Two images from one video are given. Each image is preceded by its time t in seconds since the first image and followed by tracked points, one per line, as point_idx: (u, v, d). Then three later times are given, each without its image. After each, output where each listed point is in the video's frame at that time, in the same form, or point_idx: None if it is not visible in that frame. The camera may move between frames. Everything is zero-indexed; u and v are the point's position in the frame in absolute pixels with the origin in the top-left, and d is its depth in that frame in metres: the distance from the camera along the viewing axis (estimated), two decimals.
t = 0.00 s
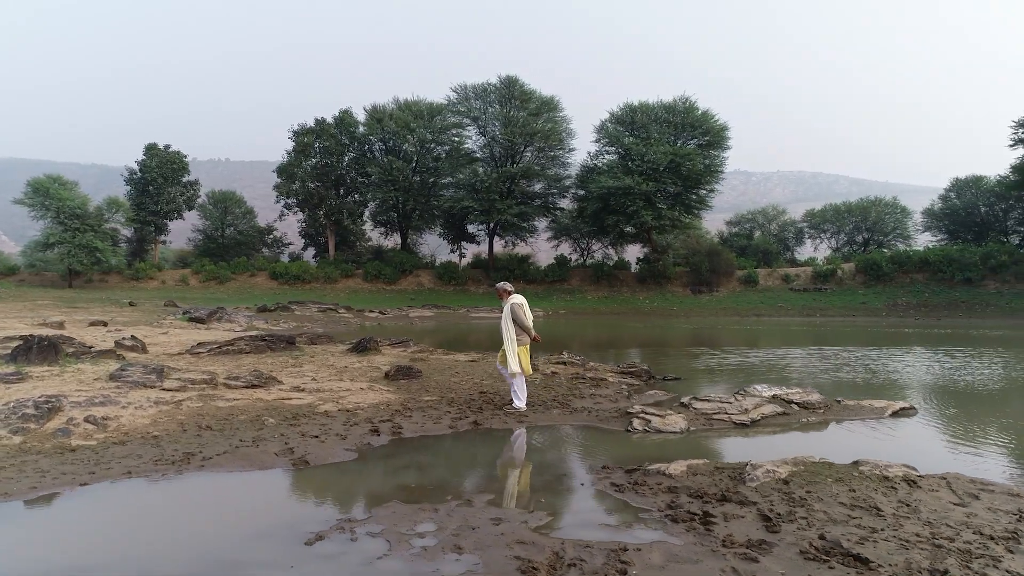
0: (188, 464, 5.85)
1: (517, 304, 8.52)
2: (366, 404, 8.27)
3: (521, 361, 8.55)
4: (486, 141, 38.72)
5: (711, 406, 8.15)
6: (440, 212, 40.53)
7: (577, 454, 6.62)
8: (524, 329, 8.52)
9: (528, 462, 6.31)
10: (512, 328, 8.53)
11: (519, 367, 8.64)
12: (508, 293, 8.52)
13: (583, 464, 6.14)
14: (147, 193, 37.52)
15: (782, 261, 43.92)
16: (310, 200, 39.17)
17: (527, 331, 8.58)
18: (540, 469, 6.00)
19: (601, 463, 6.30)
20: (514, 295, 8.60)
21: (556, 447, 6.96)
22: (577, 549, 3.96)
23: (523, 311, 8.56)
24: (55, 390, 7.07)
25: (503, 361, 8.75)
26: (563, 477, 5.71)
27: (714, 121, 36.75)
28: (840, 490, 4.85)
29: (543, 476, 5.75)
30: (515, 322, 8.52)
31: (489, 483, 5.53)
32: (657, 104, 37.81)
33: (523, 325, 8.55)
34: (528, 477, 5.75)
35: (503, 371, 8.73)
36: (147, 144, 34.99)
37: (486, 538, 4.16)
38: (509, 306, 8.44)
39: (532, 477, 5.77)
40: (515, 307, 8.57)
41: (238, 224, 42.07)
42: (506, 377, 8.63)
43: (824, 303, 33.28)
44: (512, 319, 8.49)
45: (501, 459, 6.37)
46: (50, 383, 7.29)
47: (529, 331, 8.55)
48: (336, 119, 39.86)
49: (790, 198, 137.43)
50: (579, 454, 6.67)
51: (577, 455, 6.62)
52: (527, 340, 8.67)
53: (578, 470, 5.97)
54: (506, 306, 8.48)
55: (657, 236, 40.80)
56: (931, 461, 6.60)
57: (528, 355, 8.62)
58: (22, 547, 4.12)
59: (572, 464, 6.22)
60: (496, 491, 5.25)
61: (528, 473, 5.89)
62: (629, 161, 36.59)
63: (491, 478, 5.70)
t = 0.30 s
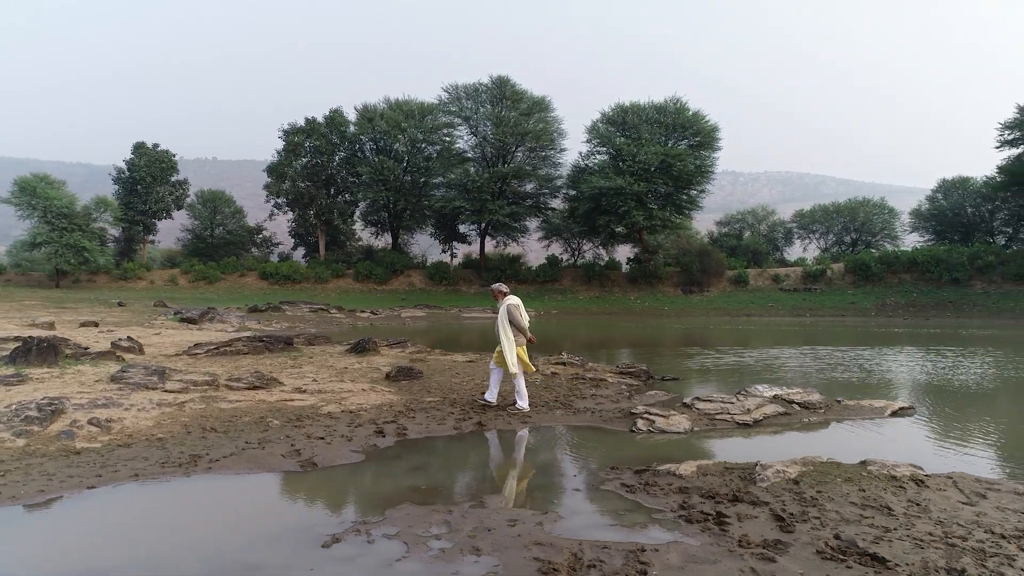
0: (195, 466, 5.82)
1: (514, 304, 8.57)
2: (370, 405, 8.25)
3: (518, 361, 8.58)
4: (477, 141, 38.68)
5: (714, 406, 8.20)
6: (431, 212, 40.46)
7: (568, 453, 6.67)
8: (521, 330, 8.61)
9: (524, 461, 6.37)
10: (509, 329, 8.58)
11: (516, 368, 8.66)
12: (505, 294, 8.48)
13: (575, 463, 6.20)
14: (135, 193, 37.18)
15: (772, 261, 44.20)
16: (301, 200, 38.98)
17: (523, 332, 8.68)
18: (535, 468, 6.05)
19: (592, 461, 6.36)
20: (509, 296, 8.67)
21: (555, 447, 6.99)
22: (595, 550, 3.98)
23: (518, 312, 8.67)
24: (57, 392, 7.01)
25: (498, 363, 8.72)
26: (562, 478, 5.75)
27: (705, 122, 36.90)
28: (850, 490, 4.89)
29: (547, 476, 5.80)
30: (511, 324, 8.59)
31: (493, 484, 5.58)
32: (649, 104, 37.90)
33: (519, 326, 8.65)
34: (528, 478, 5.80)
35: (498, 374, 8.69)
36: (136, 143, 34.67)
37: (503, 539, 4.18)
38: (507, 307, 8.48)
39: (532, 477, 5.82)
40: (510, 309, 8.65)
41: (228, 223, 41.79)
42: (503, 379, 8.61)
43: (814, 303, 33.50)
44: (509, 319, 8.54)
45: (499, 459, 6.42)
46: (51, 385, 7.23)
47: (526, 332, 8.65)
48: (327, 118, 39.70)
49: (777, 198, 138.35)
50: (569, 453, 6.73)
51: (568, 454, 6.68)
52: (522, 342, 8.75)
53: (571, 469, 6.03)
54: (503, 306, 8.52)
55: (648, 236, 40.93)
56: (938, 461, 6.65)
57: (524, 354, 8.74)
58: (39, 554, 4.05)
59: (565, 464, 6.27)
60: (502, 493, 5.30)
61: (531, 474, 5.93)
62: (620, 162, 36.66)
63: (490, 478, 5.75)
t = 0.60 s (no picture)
0: (203, 468, 5.79)
1: (508, 306, 8.58)
2: (372, 407, 8.24)
3: (514, 363, 8.55)
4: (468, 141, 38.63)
5: (716, 406, 8.25)
6: (422, 212, 40.36)
7: (558, 452, 6.71)
8: (516, 331, 8.65)
9: (518, 461, 6.41)
10: (504, 331, 8.58)
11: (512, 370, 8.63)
12: (500, 295, 8.47)
13: (566, 463, 6.25)
14: (123, 192, 36.83)
15: (761, 261, 44.45)
16: (290, 200, 38.78)
17: (517, 334, 8.71)
18: (529, 468, 6.10)
19: (583, 461, 6.40)
20: (502, 299, 8.72)
21: (550, 447, 7.01)
22: (612, 551, 4.00)
23: (512, 313, 8.71)
24: (58, 394, 6.95)
25: (494, 367, 8.66)
26: (558, 477, 5.80)
27: (695, 123, 37.04)
28: (859, 490, 4.94)
29: (554, 477, 5.82)
30: (506, 325, 8.60)
31: (493, 484, 5.61)
32: (639, 105, 38.00)
33: (513, 327, 8.67)
34: (525, 478, 5.85)
35: (494, 377, 8.63)
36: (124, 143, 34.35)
37: (520, 540, 4.19)
38: (501, 307, 8.51)
39: (528, 476, 5.87)
40: (503, 311, 8.67)
41: (217, 223, 41.49)
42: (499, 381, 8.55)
43: (803, 303, 33.71)
44: (504, 320, 8.56)
45: (496, 459, 6.47)
46: (52, 387, 7.16)
47: (520, 333, 8.68)
48: (317, 118, 39.52)
49: (765, 199, 139.15)
50: (558, 452, 6.78)
51: (557, 453, 6.73)
52: (517, 344, 8.75)
53: (561, 469, 6.08)
54: (497, 308, 8.53)
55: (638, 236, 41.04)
56: (943, 461, 6.73)
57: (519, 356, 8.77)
58: (55, 561, 4.02)
59: (567, 464, 6.30)
60: (504, 493, 5.34)
61: (534, 473, 5.98)
62: (611, 162, 36.73)
63: (488, 478, 5.79)
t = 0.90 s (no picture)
0: (211, 471, 5.77)
1: (500, 305, 8.58)
2: (375, 408, 8.22)
3: (507, 364, 8.55)
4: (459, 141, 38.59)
5: (718, 407, 8.30)
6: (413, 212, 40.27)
7: (561, 453, 6.72)
8: (509, 330, 8.64)
9: (510, 461, 6.47)
10: (497, 330, 8.57)
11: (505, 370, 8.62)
12: (492, 295, 8.47)
13: (573, 464, 6.26)
14: (110, 192, 36.50)
15: (751, 261, 44.70)
16: (280, 199, 38.58)
17: (510, 333, 8.69)
18: (522, 467, 6.15)
19: (586, 461, 6.42)
20: (494, 298, 8.69)
21: (544, 447, 7.04)
22: (631, 552, 4.02)
23: (504, 312, 8.69)
24: (60, 397, 6.89)
25: (488, 367, 8.68)
26: (549, 478, 5.86)
27: (686, 124, 37.19)
28: (869, 490, 4.99)
29: (563, 478, 5.83)
30: (499, 324, 8.59)
31: (485, 483, 5.68)
32: (630, 106, 38.10)
33: (506, 327, 8.66)
34: (518, 478, 5.91)
35: (489, 378, 8.65)
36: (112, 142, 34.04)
37: (537, 541, 4.20)
38: (493, 307, 8.49)
39: (520, 476, 5.93)
40: (495, 310, 8.66)
41: (205, 223, 41.21)
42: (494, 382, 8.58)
43: (793, 304, 33.92)
44: (496, 320, 8.55)
45: (490, 458, 6.52)
46: (53, 389, 7.10)
47: (513, 332, 8.66)
48: (307, 117, 39.35)
49: (752, 199, 139.98)
50: (550, 452, 6.82)
51: (549, 453, 6.77)
52: (510, 344, 8.74)
53: (552, 469, 6.14)
54: (489, 308, 8.51)
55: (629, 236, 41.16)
56: (945, 460, 6.81)
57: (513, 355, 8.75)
58: (73, 565, 4.00)
59: (575, 464, 6.30)
60: (496, 492, 5.41)
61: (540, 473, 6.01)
62: (602, 162, 36.81)
63: (488, 478, 5.82)
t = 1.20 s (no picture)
0: (220, 473, 5.74)
1: (495, 304, 8.59)
2: (378, 409, 8.20)
3: (499, 363, 8.54)
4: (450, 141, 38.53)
5: (720, 407, 8.35)
6: (404, 212, 40.16)
7: (566, 454, 6.72)
8: (503, 329, 8.64)
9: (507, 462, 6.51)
10: (492, 329, 8.58)
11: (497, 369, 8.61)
12: (489, 293, 8.49)
13: (581, 465, 6.27)
14: (97, 191, 36.19)
15: (740, 262, 44.95)
16: (270, 199, 38.36)
17: (504, 332, 8.70)
18: (533, 469, 6.16)
19: (595, 463, 6.41)
20: (492, 296, 8.70)
21: (538, 448, 7.07)
22: (647, 553, 4.04)
23: (499, 311, 8.70)
24: (63, 399, 6.84)
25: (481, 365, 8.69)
26: (541, 478, 5.92)
27: (676, 124, 37.32)
28: (878, 489, 5.04)
29: (573, 479, 5.84)
30: (493, 323, 8.60)
31: (478, 484, 5.73)
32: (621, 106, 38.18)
33: (501, 326, 8.66)
34: (512, 478, 5.97)
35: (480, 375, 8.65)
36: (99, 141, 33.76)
37: (555, 543, 4.21)
38: (488, 305, 8.51)
39: (511, 477, 5.99)
40: (491, 309, 8.67)
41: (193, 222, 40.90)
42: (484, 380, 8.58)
43: (783, 304, 34.14)
44: (491, 319, 8.56)
45: (486, 459, 6.57)
46: (54, 391, 7.04)
47: (507, 332, 8.66)
48: (297, 117, 39.17)
49: (739, 199, 140.89)
50: (541, 452, 6.88)
51: (539, 453, 6.83)
52: (504, 344, 8.73)
53: (542, 470, 6.21)
54: (484, 306, 8.53)
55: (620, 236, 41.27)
56: (949, 459, 6.87)
57: (505, 356, 8.73)
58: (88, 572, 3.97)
59: (582, 466, 6.31)
60: (490, 493, 5.47)
61: (546, 474, 6.05)
62: (593, 163, 36.88)
63: (499, 481, 5.83)
